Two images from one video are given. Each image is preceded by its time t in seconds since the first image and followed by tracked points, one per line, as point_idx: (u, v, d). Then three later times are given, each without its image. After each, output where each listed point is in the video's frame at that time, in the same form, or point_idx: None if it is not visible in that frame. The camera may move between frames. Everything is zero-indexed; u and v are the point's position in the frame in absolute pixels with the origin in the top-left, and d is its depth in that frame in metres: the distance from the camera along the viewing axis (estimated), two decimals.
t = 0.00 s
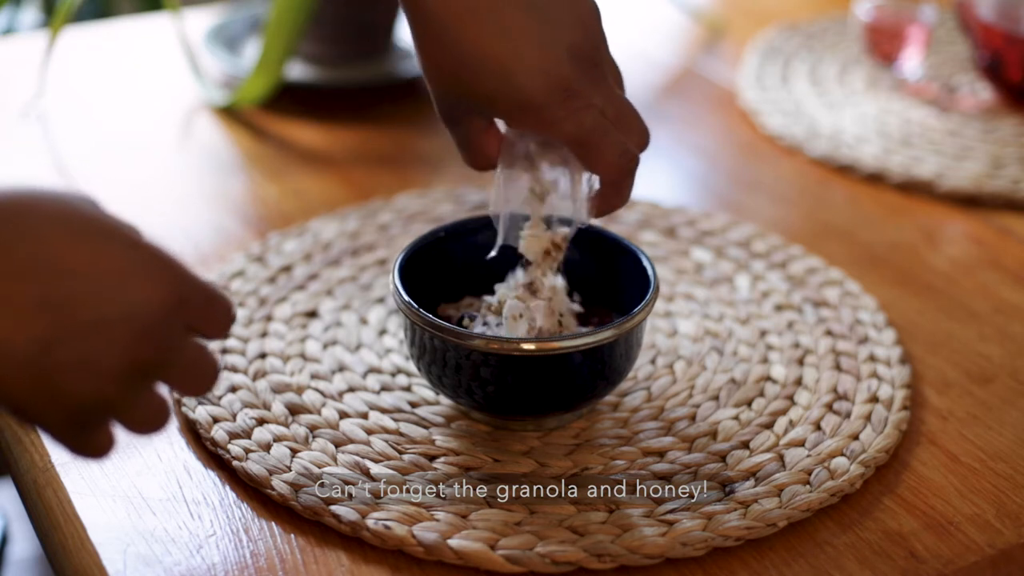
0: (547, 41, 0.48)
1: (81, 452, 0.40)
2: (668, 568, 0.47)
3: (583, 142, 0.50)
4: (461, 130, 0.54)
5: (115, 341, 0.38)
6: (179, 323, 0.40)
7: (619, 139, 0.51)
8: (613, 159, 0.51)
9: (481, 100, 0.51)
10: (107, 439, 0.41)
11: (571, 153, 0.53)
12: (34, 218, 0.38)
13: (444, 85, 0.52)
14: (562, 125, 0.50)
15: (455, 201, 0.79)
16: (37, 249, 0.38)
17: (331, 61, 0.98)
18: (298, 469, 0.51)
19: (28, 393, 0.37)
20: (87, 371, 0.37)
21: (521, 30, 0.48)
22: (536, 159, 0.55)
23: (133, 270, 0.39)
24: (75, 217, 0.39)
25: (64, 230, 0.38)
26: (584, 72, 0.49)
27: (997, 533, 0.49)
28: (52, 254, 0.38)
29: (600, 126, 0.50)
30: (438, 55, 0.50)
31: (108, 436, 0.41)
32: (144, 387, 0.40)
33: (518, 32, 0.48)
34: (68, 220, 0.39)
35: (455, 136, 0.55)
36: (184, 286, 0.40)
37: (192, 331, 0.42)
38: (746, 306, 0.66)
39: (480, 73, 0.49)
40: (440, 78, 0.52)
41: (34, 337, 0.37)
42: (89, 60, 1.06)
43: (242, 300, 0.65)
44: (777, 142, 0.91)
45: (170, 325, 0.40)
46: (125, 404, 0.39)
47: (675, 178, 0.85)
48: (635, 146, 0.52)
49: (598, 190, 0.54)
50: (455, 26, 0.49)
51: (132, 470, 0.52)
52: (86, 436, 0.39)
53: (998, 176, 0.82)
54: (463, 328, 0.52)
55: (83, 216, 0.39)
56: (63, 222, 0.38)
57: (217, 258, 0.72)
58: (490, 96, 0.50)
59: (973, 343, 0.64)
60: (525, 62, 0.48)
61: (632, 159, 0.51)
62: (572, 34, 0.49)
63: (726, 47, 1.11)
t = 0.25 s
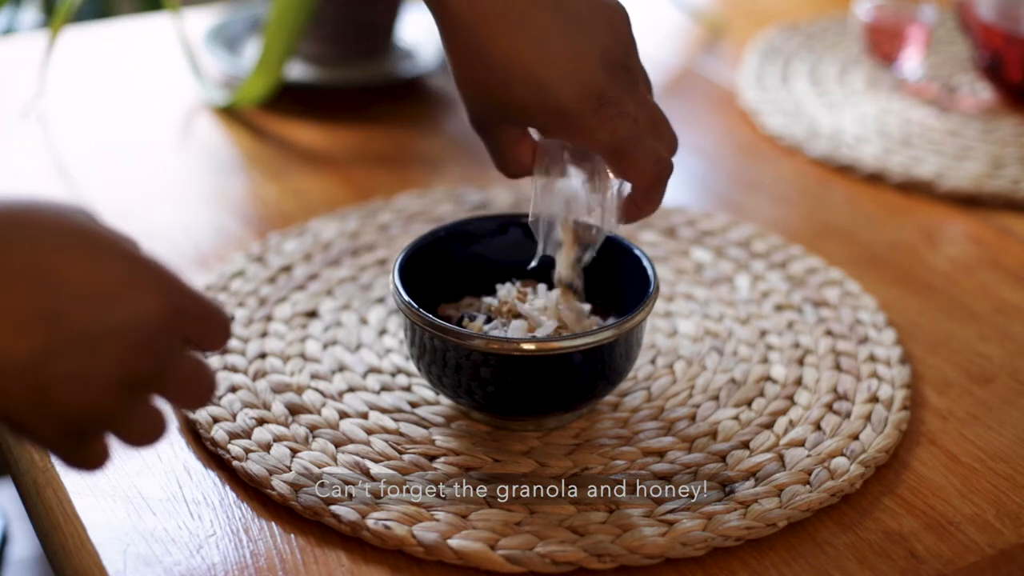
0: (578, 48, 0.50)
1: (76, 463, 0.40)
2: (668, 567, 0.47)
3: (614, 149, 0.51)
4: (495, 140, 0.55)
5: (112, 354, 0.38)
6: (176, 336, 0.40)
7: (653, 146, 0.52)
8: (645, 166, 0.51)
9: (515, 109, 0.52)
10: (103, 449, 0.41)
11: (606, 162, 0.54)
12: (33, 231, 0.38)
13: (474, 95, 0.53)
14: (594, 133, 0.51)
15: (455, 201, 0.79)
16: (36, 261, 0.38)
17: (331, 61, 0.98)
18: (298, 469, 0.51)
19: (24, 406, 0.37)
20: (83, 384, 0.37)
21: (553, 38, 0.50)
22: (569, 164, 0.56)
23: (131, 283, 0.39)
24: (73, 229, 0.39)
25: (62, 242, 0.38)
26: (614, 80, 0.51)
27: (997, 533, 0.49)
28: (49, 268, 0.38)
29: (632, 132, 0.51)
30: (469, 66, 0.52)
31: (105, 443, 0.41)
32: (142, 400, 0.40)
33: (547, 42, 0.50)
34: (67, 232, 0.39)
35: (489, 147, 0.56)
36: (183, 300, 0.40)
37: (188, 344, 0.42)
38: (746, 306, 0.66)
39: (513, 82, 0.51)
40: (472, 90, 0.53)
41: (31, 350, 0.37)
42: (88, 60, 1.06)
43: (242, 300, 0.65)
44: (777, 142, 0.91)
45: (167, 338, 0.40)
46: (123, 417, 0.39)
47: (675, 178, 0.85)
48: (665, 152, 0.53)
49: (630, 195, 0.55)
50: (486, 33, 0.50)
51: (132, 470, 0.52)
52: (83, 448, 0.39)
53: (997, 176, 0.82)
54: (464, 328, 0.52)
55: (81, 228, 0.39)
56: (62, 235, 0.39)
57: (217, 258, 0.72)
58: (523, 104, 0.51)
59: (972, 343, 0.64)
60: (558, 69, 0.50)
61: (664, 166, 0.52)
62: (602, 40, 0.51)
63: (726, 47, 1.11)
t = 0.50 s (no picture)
0: (524, 40, 0.48)
1: (76, 470, 0.40)
2: (668, 567, 0.47)
3: (555, 144, 0.50)
4: (434, 124, 0.52)
5: (112, 361, 0.38)
6: (176, 343, 0.40)
7: (592, 141, 0.50)
8: (584, 162, 0.50)
9: (457, 98, 0.49)
10: (103, 456, 0.40)
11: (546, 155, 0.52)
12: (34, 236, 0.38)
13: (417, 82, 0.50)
14: (536, 128, 0.49)
15: (455, 201, 0.79)
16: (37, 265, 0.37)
17: (331, 61, 0.98)
18: (298, 469, 0.51)
19: (23, 411, 0.37)
20: (82, 390, 0.37)
21: (499, 26, 0.47)
22: (505, 155, 0.55)
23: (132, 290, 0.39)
24: (75, 234, 0.39)
25: (65, 248, 0.38)
26: (558, 74, 0.49)
27: (997, 533, 0.49)
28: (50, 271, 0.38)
29: (572, 129, 0.50)
30: (414, 52, 0.49)
31: (104, 453, 0.40)
32: (143, 407, 0.40)
33: (495, 33, 0.47)
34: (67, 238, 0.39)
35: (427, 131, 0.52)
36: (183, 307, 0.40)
37: (189, 351, 0.42)
38: (746, 306, 0.66)
39: (455, 70, 0.48)
40: (415, 76, 0.50)
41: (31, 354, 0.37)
42: (88, 60, 1.06)
43: (243, 300, 0.65)
44: (777, 142, 0.91)
45: (167, 345, 0.40)
46: (122, 424, 0.39)
47: (675, 178, 0.85)
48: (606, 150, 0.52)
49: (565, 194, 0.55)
50: (433, 19, 0.47)
51: (132, 470, 0.52)
52: (83, 456, 0.39)
53: (997, 176, 0.82)
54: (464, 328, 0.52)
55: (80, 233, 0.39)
56: (62, 240, 0.38)
57: (217, 258, 0.72)
58: (463, 93, 0.49)
59: (973, 343, 0.64)
60: (501, 60, 0.47)
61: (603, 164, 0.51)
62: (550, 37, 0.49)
63: (726, 47, 1.11)
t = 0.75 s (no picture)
0: (486, 54, 0.47)
1: (75, 469, 0.40)
2: (668, 567, 0.47)
3: (522, 164, 0.48)
4: (396, 144, 0.50)
5: (110, 360, 0.38)
6: (175, 341, 0.40)
7: (560, 163, 0.49)
8: (551, 184, 0.48)
9: (421, 115, 0.48)
10: (101, 453, 0.41)
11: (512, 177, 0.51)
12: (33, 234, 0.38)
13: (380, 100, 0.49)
14: (501, 147, 0.47)
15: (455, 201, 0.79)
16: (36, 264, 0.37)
17: (330, 61, 0.98)
18: (298, 468, 0.51)
19: (23, 411, 0.37)
20: (81, 389, 0.37)
21: (459, 41, 0.46)
22: (471, 180, 0.54)
23: (130, 289, 0.39)
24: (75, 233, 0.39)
25: (64, 246, 0.38)
26: (523, 91, 0.48)
27: (997, 533, 0.49)
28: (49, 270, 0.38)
29: (538, 148, 0.48)
30: (376, 68, 0.47)
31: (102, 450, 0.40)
32: (141, 405, 0.40)
33: (455, 46, 0.46)
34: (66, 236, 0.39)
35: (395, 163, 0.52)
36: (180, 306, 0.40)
37: (187, 348, 0.41)
38: (746, 306, 0.66)
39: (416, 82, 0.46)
40: (377, 96, 0.48)
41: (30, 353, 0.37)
42: (88, 60, 1.06)
43: (242, 300, 0.65)
44: (777, 142, 0.91)
45: (166, 344, 0.40)
46: (121, 422, 0.39)
47: (675, 178, 0.85)
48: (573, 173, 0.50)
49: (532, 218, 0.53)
50: (394, 35, 0.46)
51: (132, 470, 0.52)
52: (80, 455, 0.39)
53: (998, 176, 0.82)
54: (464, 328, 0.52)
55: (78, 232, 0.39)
56: (61, 238, 0.38)
57: (217, 258, 0.72)
58: (425, 108, 0.47)
59: (973, 343, 0.64)
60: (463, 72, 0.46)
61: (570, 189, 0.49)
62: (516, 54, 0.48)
63: (726, 47, 1.11)
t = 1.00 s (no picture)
0: (535, 79, 0.45)
1: (61, 467, 0.40)
2: (668, 568, 0.47)
3: (581, 185, 0.47)
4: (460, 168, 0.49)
5: (93, 358, 0.38)
6: (159, 339, 0.40)
7: (622, 179, 0.47)
8: (612, 202, 0.48)
9: (478, 146, 0.46)
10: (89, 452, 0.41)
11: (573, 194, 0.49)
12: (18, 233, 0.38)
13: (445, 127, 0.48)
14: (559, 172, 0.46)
15: (455, 201, 0.79)
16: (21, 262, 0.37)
17: (330, 61, 0.98)
18: (298, 469, 0.51)
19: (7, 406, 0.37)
20: (62, 385, 0.37)
21: (506, 70, 0.44)
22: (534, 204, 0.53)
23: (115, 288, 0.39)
24: (61, 231, 0.39)
25: (50, 245, 0.38)
26: (577, 112, 0.46)
27: (997, 533, 0.49)
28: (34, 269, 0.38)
29: (597, 168, 0.47)
30: (426, 99, 0.46)
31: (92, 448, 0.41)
32: (126, 402, 0.40)
33: (504, 75, 0.44)
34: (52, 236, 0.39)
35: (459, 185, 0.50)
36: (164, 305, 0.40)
37: (172, 347, 0.41)
38: (746, 306, 0.66)
39: (472, 117, 0.45)
40: (435, 126, 0.47)
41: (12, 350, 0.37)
42: (89, 60, 1.06)
43: (243, 300, 0.65)
44: (777, 142, 0.91)
45: (151, 342, 0.40)
46: (106, 419, 0.40)
47: (675, 178, 0.85)
48: (639, 184, 0.48)
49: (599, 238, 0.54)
50: (440, 71, 0.45)
51: (131, 470, 0.52)
52: (64, 452, 0.40)
53: (998, 176, 0.82)
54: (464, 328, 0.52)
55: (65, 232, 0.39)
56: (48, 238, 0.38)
57: (217, 258, 0.72)
58: (479, 140, 0.46)
59: (973, 343, 0.64)
60: (515, 101, 0.45)
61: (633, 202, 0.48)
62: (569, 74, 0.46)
63: (726, 47, 1.11)
